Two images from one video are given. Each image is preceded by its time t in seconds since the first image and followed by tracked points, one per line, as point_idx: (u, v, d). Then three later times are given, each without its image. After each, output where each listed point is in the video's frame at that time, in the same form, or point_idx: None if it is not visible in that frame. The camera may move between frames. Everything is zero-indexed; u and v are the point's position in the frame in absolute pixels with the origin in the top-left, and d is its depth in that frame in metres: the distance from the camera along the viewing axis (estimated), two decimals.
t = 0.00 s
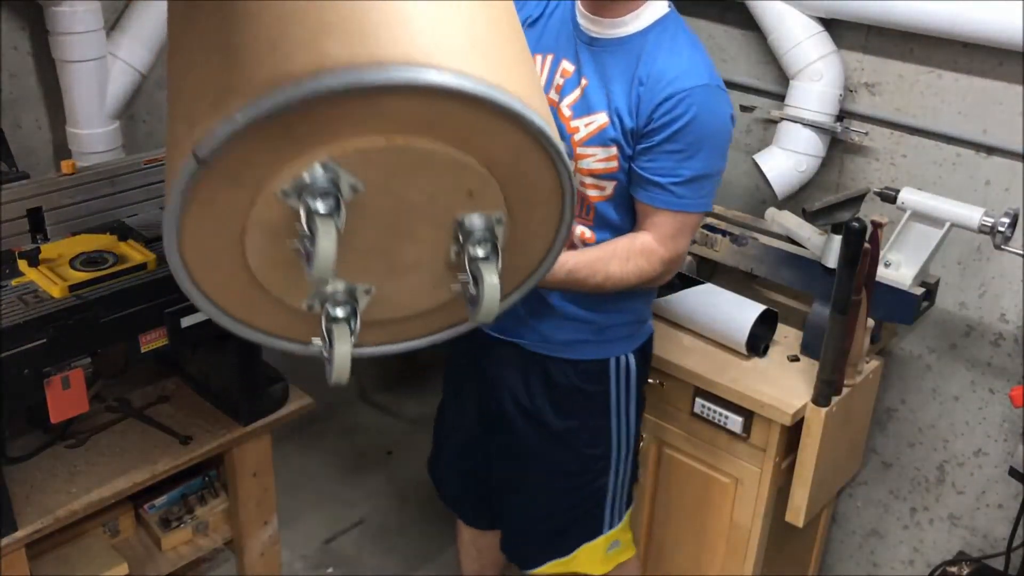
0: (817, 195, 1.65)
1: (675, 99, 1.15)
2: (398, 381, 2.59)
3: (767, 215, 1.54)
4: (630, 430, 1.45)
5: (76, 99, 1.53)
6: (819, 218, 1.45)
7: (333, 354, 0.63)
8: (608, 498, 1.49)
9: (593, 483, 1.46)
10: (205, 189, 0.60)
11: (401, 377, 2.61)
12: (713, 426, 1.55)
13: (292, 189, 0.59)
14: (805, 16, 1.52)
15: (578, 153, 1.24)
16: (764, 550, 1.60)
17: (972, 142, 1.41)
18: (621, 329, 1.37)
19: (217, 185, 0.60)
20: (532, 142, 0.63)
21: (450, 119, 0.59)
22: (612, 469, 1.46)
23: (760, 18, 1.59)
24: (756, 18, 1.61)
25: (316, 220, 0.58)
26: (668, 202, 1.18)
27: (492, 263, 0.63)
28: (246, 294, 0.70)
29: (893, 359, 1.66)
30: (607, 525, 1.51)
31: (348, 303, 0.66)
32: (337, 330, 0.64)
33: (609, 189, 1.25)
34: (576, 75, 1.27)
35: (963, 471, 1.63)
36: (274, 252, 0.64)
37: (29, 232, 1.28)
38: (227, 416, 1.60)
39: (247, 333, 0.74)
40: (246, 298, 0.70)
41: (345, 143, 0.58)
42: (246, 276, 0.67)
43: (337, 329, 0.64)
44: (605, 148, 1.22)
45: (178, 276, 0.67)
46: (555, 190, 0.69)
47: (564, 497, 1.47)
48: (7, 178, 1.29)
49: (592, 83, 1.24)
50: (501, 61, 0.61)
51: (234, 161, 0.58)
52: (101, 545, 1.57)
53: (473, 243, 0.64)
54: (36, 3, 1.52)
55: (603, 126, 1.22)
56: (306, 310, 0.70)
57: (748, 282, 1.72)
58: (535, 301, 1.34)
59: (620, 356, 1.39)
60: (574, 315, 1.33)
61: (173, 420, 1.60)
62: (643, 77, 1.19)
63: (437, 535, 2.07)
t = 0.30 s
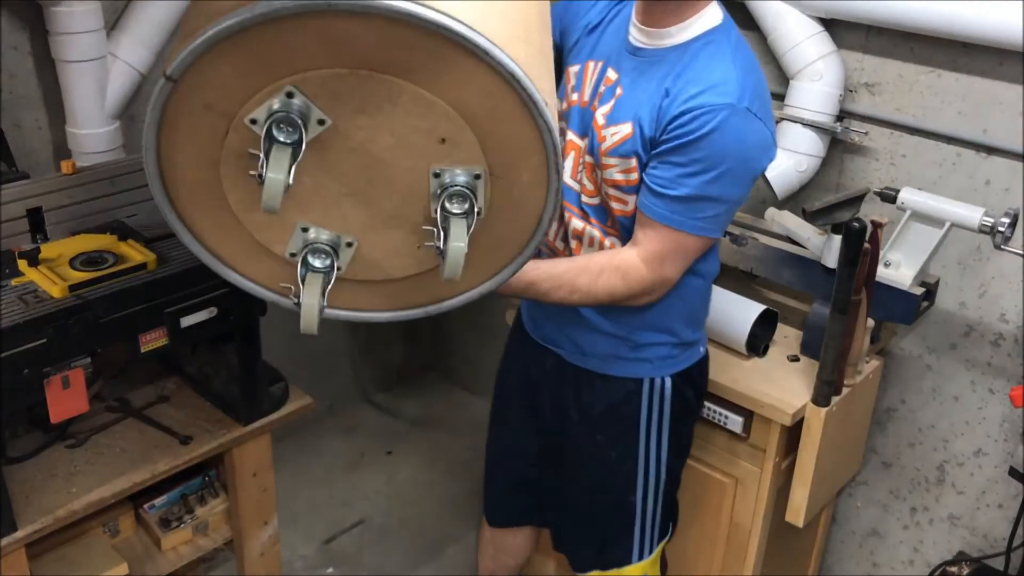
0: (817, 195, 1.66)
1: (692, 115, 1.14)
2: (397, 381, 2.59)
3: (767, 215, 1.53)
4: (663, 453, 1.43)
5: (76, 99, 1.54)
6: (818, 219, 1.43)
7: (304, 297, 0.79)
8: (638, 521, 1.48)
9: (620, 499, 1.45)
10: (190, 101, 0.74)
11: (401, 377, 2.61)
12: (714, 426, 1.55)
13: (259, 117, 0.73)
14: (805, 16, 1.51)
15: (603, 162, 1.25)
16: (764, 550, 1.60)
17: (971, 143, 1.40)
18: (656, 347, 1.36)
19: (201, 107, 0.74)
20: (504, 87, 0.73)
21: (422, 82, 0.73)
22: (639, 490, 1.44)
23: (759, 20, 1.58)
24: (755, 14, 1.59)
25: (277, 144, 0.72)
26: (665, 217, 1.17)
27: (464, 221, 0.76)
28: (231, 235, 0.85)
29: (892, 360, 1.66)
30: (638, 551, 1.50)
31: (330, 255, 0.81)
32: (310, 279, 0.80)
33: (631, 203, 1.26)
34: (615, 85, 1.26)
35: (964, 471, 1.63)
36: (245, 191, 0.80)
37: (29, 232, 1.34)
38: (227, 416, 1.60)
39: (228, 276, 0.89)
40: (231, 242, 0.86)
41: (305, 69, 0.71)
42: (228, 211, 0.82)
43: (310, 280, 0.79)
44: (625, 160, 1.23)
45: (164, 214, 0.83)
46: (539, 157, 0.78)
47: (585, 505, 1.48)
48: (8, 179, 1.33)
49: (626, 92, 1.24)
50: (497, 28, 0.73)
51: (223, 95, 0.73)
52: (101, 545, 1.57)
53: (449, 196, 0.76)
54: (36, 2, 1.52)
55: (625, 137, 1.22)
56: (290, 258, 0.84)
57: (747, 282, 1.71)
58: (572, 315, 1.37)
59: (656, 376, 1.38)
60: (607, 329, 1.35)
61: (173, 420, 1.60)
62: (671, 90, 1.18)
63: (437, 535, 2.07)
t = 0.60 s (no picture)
0: (817, 195, 1.65)
1: (714, 124, 1.10)
2: (398, 381, 2.59)
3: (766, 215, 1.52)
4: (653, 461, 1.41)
5: (76, 98, 1.54)
6: (819, 219, 1.41)
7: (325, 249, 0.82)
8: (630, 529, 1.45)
9: (609, 504, 1.43)
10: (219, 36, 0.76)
11: (402, 378, 2.61)
12: (714, 426, 1.55)
13: (284, 51, 0.75)
14: (804, 16, 1.50)
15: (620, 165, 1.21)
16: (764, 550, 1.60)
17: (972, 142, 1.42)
18: (655, 358, 1.34)
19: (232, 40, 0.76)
20: (526, 21, 0.77)
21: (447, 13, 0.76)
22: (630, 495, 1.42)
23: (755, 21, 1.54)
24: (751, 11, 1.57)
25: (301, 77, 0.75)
26: (680, 225, 1.14)
27: (485, 166, 0.79)
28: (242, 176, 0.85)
29: (892, 359, 1.66)
30: (626, 557, 1.46)
31: (348, 206, 0.83)
32: (329, 229, 0.83)
33: (647, 209, 1.22)
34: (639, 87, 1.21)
35: (963, 471, 1.63)
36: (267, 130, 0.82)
37: (29, 232, 1.33)
38: (227, 416, 1.60)
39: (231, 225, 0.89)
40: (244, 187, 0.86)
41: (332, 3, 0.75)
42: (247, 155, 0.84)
43: (330, 230, 0.83)
44: (643, 164, 1.19)
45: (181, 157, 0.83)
46: (557, 109, 0.82)
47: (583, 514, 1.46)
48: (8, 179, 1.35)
49: (649, 97, 1.19)
50: None
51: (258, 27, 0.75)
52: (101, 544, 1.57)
53: (470, 142, 0.80)
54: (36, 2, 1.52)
55: (645, 141, 1.18)
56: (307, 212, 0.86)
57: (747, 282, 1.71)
58: (577, 317, 1.35)
59: (653, 387, 1.35)
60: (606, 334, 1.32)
61: (173, 420, 1.60)
62: (694, 96, 1.14)
63: (437, 535, 2.07)
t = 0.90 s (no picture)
0: (817, 195, 1.64)
1: (708, 126, 1.06)
2: (398, 380, 2.59)
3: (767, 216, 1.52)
4: (653, 478, 1.38)
5: (76, 99, 1.53)
6: (819, 219, 1.41)
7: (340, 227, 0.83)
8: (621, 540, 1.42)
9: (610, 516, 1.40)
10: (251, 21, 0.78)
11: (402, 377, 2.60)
12: (714, 426, 1.55)
13: (329, 28, 0.77)
14: (805, 17, 1.50)
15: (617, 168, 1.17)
16: (764, 550, 1.60)
17: (972, 143, 1.43)
18: (660, 362, 1.29)
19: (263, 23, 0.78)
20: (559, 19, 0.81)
21: None
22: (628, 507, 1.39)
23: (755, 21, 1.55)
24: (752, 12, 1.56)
25: (350, 55, 0.77)
26: (672, 228, 1.10)
27: (509, 159, 0.84)
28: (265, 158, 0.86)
29: (892, 359, 1.66)
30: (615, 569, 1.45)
31: (363, 188, 0.85)
32: (343, 209, 0.84)
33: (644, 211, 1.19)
34: (639, 90, 1.18)
35: (963, 471, 1.63)
36: (294, 113, 0.83)
37: (29, 232, 1.34)
38: (227, 417, 1.60)
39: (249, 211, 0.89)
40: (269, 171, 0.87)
41: None
42: (274, 139, 0.85)
43: (344, 210, 0.84)
44: (639, 167, 1.15)
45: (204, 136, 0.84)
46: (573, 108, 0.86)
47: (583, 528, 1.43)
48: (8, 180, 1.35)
49: (647, 99, 1.16)
50: None
51: (294, 8, 0.77)
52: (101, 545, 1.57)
53: (494, 139, 0.84)
54: (36, 2, 1.51)
55: (641, 143, 1.14)
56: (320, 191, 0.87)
57: (747, 282, 1.71)
58: (582, 320, 1.30)
59: (659, 392, 1.31)
60: (610, 338, 1.28)
61: (174, 420, 1.60)
62: (690, 98, 1.11)
63: (437, 535, 2.07)
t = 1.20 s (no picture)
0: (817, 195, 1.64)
1: (748, 164, 1.01)
2: (398, 380, 2.59)
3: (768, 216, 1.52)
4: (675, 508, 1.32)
5: (77, 99, 1.53)
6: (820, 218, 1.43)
7: (388, 205, 0.84)
8: (656, 573, 1.38)
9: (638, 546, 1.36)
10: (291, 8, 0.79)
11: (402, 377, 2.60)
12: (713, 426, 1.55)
13: None
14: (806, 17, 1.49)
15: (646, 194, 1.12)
16: (764, 550, 1.60)
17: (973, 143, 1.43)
18: (669, 397, 1.25)
19: (297, 12, 0.79)
20: None
21: None
22: (656, 544, 1.35)
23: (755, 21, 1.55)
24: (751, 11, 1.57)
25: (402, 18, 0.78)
26: (698, 266, 1.06)
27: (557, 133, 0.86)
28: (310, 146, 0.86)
29: (892, 359, 1.66)
30: None
31: (403, 164, 0.86)
32: (389, 186, 0.85)
33: (669, 241, 1.14)
34: (676, 112, 1.11)
35: (964, 471, 1.63)
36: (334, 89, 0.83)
37: (30, 232, 1.34)
38: (227, 416, 1.60)
39: (285, 193, 0.88)
40: (310, 160, 0.87)
41: None
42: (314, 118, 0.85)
43: (390, 186, 0.85)
44: (670, 196, 1.10)
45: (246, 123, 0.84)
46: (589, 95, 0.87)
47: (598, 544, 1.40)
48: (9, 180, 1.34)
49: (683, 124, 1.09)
50: None
51: None
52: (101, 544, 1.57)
53: (535, 113, 0.86)
54: (36, 2, 1.51)
55: (673, 172, 1.09)
56: (355, 169, 0.87)
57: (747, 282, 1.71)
58: (592, 345, 1.27)
59: (667, 426, 1.27)
60: (619, 366, 1.25)
61: (174, 420, 1.60)
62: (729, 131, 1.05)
63: (437, 535, 2.07)
